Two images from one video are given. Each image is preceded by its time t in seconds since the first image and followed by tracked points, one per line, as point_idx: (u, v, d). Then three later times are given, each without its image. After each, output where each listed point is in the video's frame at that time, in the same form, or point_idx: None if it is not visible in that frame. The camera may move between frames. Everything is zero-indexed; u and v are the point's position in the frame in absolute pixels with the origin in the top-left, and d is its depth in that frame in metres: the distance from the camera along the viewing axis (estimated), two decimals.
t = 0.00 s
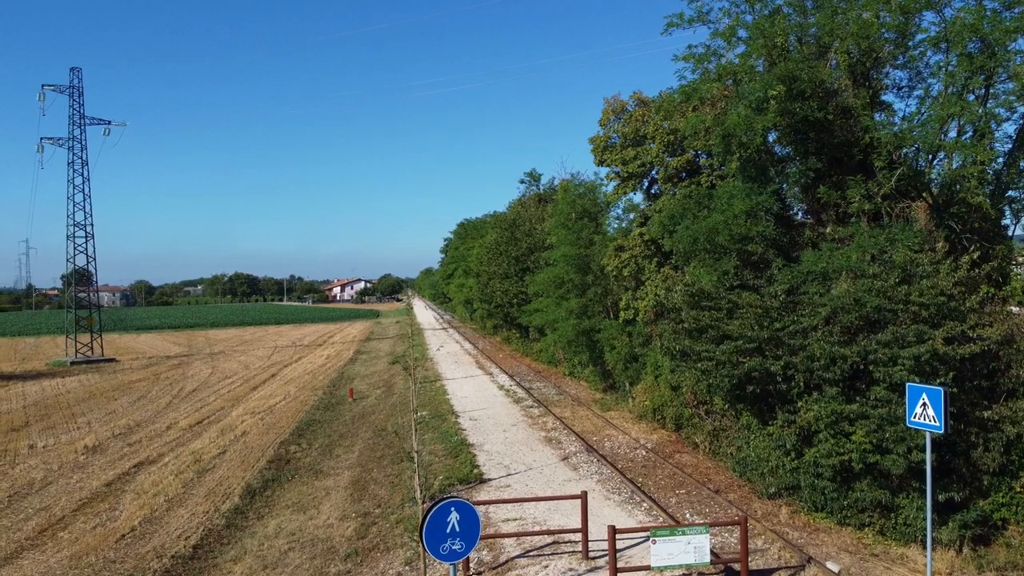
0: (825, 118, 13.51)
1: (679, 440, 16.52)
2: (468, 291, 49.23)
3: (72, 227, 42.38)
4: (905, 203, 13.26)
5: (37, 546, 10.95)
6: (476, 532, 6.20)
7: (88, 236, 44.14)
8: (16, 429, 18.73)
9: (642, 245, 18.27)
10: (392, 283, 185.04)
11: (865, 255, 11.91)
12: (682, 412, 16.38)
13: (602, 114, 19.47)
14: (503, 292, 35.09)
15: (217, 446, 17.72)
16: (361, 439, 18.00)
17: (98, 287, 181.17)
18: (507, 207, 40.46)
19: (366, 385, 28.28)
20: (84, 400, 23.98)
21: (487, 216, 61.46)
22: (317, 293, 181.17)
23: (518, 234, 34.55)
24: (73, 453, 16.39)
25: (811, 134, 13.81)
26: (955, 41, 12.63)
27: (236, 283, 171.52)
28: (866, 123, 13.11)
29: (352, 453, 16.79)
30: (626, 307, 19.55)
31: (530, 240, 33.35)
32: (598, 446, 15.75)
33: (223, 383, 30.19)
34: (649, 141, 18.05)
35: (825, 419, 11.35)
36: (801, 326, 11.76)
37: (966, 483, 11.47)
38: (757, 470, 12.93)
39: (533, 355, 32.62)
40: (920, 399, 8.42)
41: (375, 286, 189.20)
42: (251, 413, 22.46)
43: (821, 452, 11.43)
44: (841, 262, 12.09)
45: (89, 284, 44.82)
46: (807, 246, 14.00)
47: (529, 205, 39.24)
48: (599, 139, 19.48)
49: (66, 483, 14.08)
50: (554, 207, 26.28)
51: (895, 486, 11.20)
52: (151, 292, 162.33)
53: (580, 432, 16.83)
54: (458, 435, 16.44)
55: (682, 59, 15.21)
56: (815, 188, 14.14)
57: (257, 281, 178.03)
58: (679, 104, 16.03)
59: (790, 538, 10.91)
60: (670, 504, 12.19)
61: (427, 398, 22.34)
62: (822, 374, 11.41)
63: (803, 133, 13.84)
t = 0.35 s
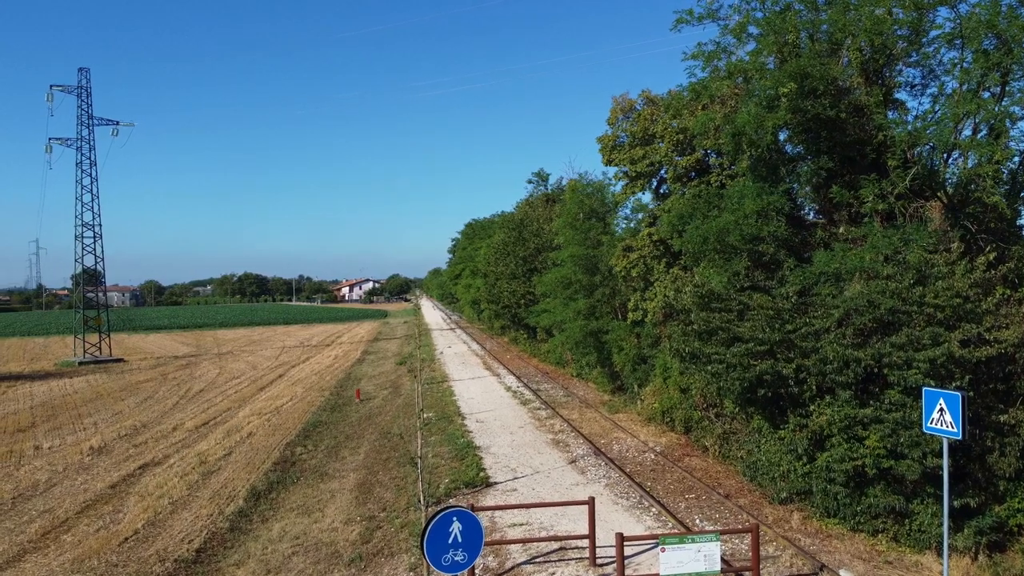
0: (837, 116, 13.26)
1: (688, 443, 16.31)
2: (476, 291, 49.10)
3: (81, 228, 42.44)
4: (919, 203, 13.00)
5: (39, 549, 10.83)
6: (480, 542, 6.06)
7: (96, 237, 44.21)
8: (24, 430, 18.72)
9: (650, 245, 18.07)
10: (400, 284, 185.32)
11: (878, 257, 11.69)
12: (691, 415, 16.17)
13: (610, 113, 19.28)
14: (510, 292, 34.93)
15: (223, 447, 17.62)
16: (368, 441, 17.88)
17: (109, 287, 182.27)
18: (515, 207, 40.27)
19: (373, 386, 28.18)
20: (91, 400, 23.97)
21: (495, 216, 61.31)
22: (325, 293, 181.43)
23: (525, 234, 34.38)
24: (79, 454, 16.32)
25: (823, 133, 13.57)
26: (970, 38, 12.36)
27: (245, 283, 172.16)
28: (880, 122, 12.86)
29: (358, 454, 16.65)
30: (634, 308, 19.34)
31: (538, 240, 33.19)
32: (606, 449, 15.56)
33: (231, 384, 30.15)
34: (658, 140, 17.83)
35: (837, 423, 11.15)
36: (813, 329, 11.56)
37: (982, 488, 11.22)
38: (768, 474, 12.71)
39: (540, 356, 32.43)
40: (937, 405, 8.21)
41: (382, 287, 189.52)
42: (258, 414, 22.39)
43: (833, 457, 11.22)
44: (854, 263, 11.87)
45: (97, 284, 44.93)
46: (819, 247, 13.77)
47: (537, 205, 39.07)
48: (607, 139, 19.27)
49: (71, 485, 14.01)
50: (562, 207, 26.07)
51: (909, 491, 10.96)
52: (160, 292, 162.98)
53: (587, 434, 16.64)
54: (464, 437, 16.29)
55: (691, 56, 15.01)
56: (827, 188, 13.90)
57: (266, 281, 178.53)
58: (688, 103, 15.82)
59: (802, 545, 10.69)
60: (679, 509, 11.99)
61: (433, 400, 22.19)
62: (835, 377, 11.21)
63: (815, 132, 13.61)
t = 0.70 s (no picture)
0: (859, 113, 12.93)
1: (706, 446, 16.04)
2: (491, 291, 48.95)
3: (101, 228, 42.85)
4: (944, 202, 12.65)
5: (51, 550, 10.79)
6: (491, 553, 5.90)
7: (113, 237, 45.00)
8: (40, 430, 18.79)
9: (667, 245, 17.79)
10: (415, 283, 185.74)
11: (902, 257, 11.37)
12: (709, 418, 15.90)
13: (626, 111, 19.02)
14: (525, 293, 34.72)
15: (237, 448, 17.57)
16: (381, 442, 17.75)
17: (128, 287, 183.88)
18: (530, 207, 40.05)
19: (388, 386, 28.09)
20: (108, 400, 24.08)
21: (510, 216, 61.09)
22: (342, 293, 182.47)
23: (541, 234, 34.16)
24: (94, 454, 16.34)
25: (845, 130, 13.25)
26: (997, 32, 11.99)
27: (263, 283, 173.27)
28: (903, 118, 12.51)
29: (372, 456, 16.54)
30: (651, 309, 19.07)
31: (553, 240, 32.97)
32: (622, 452, 15.32)
33: (246, 384, 30.22)
34: (676, 138, 17.54)
35: (860, 427, 10.84)
36: (836, 331, 11.29)
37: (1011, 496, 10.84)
38: (789, 480, 12.43)
39: (556, 357, 32.21)
40: (965, 410, 7.90)
41: (398, 287, 190.11)
42: (273, 414, 22.36)
43: (856, 462, 10.92)
44: (878, 263, 11.55)
45: (116, 284, 45.28)
46: (841, 247, 13.45)
47: (552, 205, 38.84)
48: (624, 137, 19.02)
49: (85, 485, 14.01)
50: (577, 207, 25.83)
51: (933, 498, 10.65)
52: (179, 292, 164.55)
53: (603, 437, 16.41)
54: (479, 439, 16.14)
55: (709, 53, 14.75)
56: (849, 187, 13.57)
57: (283, 281, 179.75)
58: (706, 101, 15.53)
59: (824, 553, 10.41)
60: (697, 514, 11.75)
61: (448, 401, 22.04)
62: (857, 380, 10.91)
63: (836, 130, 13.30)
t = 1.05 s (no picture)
0: (884, 109, 12.59)
1: (725, 450, 15.75)
2: (507, 292, 48.73)
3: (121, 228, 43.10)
4: (972, 200, 12.27)
5: (64, 552, 10.75)
6: (503, 565, 5.71)
7: (134, 237, 44.72)
8: (57, 429, 18.87)
9: (687, 244, 17.47)
10: (432, 284, 186.24)
11: (929, 257, 11.03)
12: (729, 420, 15.62)
13: (644, 108, 18.75)
14: (542, 293, 34.48)
15: (252, 449, 17.52)
16: (396, 443, 17.61)
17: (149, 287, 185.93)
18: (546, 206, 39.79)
19: (404, 386, 27.99)
20: (126, 400, 24.19)
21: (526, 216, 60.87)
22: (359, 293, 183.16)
23: (557, 234, 33.91)
24: (110, 454, 16.35)
25: (869, 127, 12.89)
26: None
27: (281, 283, 174.28)
28: (929, 115, 12.15)
29: (387, 457, 16.41)
30: (669, 310, 18.77)
31: (570, 240, 32.71)
32: (640, 455, 15.07)
33: (263, 384, 30.25)
34: (694, 136, 17.24)
35: (885, 432, 10.53)
36: (860, 333, 10.98)
37: None
38: (810, 485, 12.13)
39: (573, 358, 31.96)
40: (996, 416, 7.59)
41: (415, 287, 190.59)
42: (289, 415, 22.32)
43: (880, 468, 10.59)
44: (904, 263, 11.21)
45: (135, 284, 45.60)
46: (864, 247, 13.10)
47: (569, 205, 38.58)
48: (641, 135, 18.75)
49: (100, 486, 14.00)
50: (594, 206, 25.57)
51: (959, 504, 10.33)
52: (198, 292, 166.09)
53: (620, 440, 16.17)
54: (494, 441, 15.95)
55: (729, 49, 14.48)
56: (873, 185, 13.22)
57: (301, 281, 180.93)
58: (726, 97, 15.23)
59: (848, 562, 10.10)
60: (717, 520, 11.47)
61: (463, 402, 21.88)
62: (883, 384, 10.60)
63: (860, 127, 12.95)
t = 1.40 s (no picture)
0: (907, 106, 12.26)
1: (743, 454, 15.48)
2: (521, 292, 48.54)
3: (137, 228, 43.22)
4: (997, 199, 11.90)
5: (74, 554, 10.69)
6: None
7: (149, 236, 44.73)
8: (72, 430, 18.93)
9: (703, 244, 17.16)
10: (447, 283, 186.50)
11: (954, 257, 10.70)
12: (747, 423, 15.33)
13: (661, 106, 18.49)
14: (556, 294, 34.25)
15: (265, 449, 17.46)
16: (409, 445, 17.46)
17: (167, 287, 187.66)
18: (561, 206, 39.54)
19: (418, 387, 27.89)
20: (141, 399, 24.26)
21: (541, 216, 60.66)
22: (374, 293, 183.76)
23: (572, 234, 33.66)
24: (123, 455, 16.34)
25: (891, 124, 12.55)
26: None
27: (297, 283, 175.20)
28: (953, 112, 11.82)
29: (399, 459, 16.27)
30: (685, 311, 18.50)
31: (585, 240, 32.44)
32: (656, 459, 14.82)
33: (277, 383, 30.27)
34: (712, 134, 16.95)
35: (908, 437, 10.21)
36: (883, 335, 10.68)
37: None
38: (831, 490, 11.83)
39: (587, 359, 31.69)
40: None
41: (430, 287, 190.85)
42: (302, 415, 22.23)
43: (902, 473, 10.28)
44: (928, 264, 10.90)
45: (152, 284, 45.88)
46: (887, 247, 12.77)
47: (584, 204, 38.29)
48: (658, 133, 18.49)
49: (112, 486, 13.96)
50: (610, 206, 25.29)
51: (984, 511, 9.95)
52: (215, 292, 167.34)
53: (636, 443, 15.92)
54: (507, 443, 15.78)
55: (748, 44, 14.21)
56: (896, 184, 12.89)
57: (317, 281, 181.80)
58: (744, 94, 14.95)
59: (869, 570, 9.81)
60: (734, 526, 11.22)
61: (477, 403, 21.70)
62: (906, 388, 10.28)
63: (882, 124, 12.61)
